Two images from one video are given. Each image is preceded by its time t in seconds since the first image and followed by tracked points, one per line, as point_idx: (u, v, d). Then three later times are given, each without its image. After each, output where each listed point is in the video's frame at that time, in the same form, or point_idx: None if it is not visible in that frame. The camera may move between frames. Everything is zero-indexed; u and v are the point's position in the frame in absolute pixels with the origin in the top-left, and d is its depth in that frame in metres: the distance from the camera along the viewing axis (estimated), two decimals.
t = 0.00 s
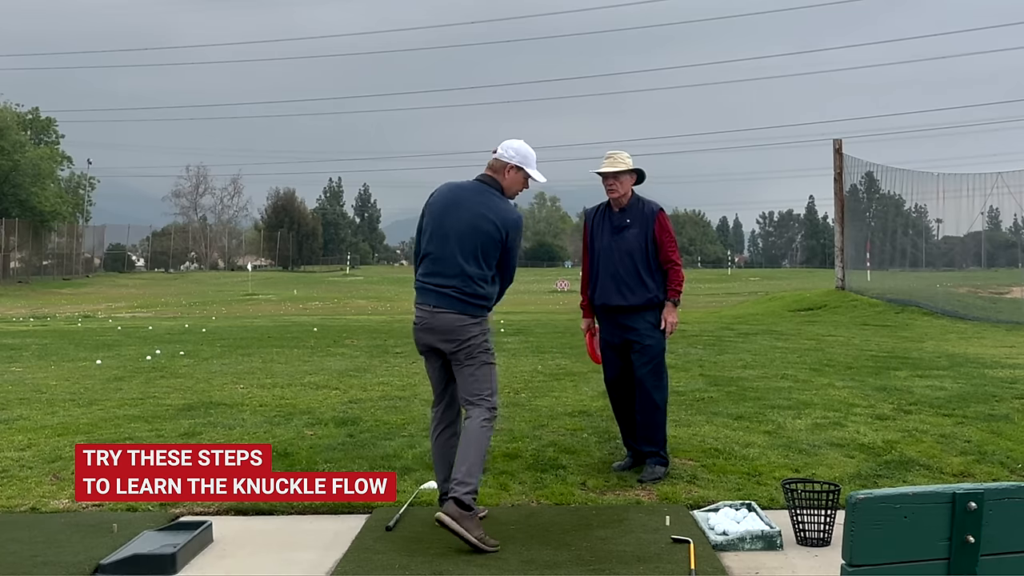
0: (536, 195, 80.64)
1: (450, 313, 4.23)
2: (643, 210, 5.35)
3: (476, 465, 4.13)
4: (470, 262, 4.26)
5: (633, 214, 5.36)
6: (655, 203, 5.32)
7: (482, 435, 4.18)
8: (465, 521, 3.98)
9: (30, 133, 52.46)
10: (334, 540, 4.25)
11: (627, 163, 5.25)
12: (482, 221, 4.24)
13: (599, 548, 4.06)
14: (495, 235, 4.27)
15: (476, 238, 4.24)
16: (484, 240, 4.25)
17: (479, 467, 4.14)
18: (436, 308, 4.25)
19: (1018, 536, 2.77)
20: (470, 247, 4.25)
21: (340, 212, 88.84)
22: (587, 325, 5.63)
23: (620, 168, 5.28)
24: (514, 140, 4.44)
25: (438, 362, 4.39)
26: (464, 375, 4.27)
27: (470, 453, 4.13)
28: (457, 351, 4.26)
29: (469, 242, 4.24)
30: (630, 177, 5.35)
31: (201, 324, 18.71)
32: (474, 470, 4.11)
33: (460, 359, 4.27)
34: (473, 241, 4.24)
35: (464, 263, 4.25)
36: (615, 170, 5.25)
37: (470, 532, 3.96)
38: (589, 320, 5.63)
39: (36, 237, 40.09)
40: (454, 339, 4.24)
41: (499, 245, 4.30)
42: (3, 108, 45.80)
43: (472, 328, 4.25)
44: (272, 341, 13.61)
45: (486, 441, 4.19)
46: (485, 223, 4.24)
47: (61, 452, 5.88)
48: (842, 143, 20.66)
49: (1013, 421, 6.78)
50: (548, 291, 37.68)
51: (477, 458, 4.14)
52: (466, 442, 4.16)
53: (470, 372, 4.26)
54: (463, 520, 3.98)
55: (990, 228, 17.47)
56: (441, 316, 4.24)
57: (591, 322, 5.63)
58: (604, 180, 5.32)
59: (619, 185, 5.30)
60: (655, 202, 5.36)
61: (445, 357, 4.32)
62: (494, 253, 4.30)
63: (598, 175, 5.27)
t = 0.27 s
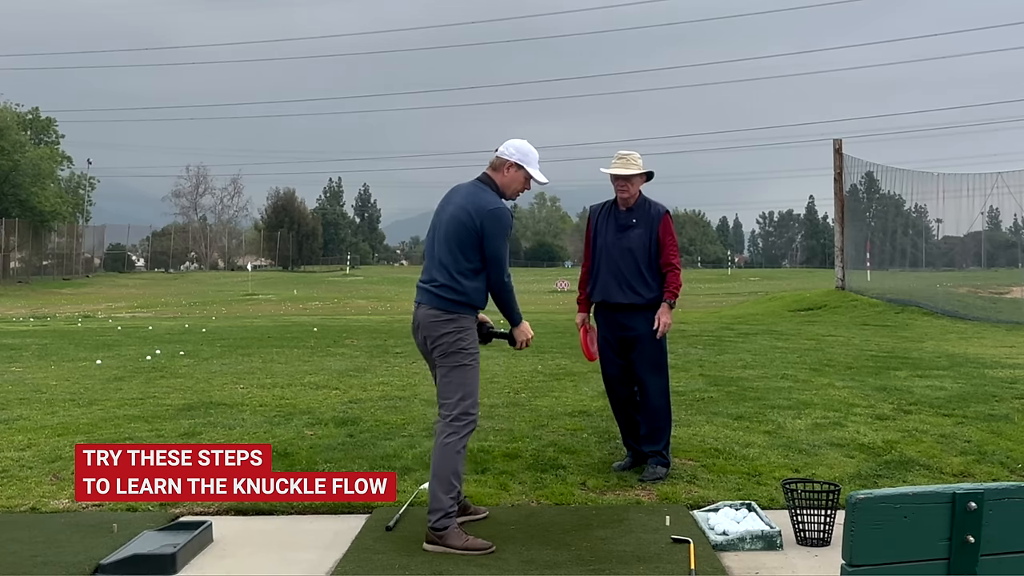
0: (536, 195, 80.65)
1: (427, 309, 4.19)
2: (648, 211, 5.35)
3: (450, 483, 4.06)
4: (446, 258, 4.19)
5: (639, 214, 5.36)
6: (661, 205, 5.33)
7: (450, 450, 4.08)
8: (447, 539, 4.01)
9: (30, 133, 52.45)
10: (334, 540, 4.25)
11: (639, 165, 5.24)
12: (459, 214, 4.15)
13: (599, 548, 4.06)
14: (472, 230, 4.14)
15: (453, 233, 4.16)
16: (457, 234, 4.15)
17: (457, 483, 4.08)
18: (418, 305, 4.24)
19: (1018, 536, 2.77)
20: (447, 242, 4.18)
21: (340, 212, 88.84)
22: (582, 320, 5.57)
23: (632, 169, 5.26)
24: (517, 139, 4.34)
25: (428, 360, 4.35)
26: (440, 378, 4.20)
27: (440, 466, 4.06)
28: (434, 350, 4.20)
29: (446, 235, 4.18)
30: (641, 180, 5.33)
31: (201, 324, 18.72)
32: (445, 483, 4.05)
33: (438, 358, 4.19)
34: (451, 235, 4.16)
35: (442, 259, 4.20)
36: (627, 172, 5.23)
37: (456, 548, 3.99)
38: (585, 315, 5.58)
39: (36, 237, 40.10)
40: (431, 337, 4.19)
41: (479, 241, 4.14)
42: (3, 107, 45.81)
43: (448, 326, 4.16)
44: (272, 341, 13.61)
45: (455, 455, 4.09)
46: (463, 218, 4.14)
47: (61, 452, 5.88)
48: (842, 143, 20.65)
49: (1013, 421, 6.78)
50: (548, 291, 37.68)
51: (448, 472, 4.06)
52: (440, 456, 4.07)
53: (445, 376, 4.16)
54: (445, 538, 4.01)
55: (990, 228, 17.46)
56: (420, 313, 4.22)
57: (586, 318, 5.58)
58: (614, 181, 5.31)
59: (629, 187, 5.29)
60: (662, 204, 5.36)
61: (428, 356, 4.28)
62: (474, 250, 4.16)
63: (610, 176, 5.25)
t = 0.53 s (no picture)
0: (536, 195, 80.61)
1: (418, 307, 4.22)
2: (653, 212, 5.35)
3: (451, 484, 4.06)
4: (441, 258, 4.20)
5: (644, 214, 5.36)
6: (667, 206, 5.33)
7: (452, 451, 4.08)
8: (448, 538, 4.01)
9: (30, 133, 52.44)
10: (334, 540, 4.25)
11: (646, 165, 5.23)
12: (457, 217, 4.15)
13: (599, 548, 4.06)
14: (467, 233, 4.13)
15: (450, 235, 4.15)
16: (453, 235, 4.14)
17: (458, 485, 4.08)
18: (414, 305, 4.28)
19: (1017, 536, 2.77)
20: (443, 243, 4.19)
21: (340, 212, 88.84)
22: (580, 317, 5.55)
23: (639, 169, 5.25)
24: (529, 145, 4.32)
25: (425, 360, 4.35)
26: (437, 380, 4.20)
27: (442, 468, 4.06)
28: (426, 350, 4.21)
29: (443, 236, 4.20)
30: (648, 180, 5.33)
31: (201, 324, 18.71)
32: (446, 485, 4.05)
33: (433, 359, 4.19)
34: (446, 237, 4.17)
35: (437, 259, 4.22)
36: (635, 172, 5.21)
37: (458, 548, 3.99)
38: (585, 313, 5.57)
39: (36, 237, 40.08)
40: (422, 337, 4.21)
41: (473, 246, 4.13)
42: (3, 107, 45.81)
43: (440, 327, 4.16)
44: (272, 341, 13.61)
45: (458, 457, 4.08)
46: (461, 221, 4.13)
47: (61, 452, 5.88)
48: (842, 143, 20.64)
49: (1013, 421, 6.78)
50: (548, 291, 37.68)
51: (449, 474, 4.06)
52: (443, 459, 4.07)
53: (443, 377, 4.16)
54: (446, 537, 4.01)
55: (990, 228, 17.46)
56: (414, 313, 4.25)
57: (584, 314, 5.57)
58: (621, 180, 5.29)
59: (636, 187, 5.28)
60: (667, 205, 5.37)
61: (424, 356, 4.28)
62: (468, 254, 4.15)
63: (618, 175, 5.24)
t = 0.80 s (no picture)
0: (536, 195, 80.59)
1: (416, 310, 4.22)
2: (657, 211, 5.35)
3: (461, 483, 4.08)
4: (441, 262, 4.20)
5: (647, 214, 5.36)
6: (670, 206, 5.33)
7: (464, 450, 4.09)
8: (449, 535, 4.01)
9: (30, 133, 52.43)
10: (334, 540, 4.25)
11: (650, 166, 5.23)
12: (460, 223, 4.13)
13: (599, 548, 4.06)
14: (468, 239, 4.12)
15: (451, 241, 4.15)
16: (455, 241, 4.13)
17: (467, 484, 4.09)
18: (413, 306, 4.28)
19: (1018, 536, 2.77)
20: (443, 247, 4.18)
21: (340, 212, 88.85)
22: (584, 318, 5.54)
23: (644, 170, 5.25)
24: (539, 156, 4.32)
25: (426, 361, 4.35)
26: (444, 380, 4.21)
27: (453, 467, 4.07)
28: (427, 352, 4.21)
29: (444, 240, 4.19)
30: (651, 181, 5.33)
31: (201, 324, 18.71)
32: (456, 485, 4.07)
33: (436, 360, 4.20)
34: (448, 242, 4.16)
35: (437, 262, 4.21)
36: (639, 173, 5.22)
37: (462, 545, 3.99)
38: (586, 312, 5.57)
39: (36, 237, 40.08)
40: (421, 339, 4.21)
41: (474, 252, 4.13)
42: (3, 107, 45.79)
43: (439, 329, 4.17)
44: (272, 341, 13.60)
45: (472, 457, 4.10)
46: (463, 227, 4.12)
47: (61, 452, 5.88)
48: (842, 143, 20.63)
49: (1013, 421, 6.78)
50: (547, 291, 37.67)
51: (458, 473, 4.08)
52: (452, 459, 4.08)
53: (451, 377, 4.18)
54: (448, 534, 4.01)
55: (990, 228, 17.45)
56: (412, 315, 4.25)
57: (587, 314, 5.57)
58: (625, 180, 5.29)
59: (640, 187, 5.28)
60: (670, 205, 5.37)
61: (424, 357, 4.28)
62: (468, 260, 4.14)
63: (622, 175, 5.24)
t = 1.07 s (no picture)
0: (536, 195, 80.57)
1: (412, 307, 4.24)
2: (658, 211, 5.35)
3: (455, 486, 4.07)
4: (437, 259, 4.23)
5: (649, 214, 5.36)
6: (672, 206, 5.34)
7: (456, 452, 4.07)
8: (448, 538, 4.01)
9: (31, 133, 52.43)
10: (334, 540, 4.25)
11: (652, 166, 5.23)
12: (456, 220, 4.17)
13: (599, 548, 4.06)
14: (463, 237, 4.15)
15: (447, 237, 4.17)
16: (450, 235, 4.17)
17: (462, 487, 4.08)
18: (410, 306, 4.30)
19: (1017, 535, 2.77)
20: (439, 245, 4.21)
21: (340, 212, 88.84)
22: (584, 318, 5.54)
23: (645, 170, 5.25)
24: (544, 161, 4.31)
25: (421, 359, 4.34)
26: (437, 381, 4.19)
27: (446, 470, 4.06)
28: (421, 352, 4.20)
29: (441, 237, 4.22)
30: (653, 181, 5.33)
31: (200, 324, 18.71)
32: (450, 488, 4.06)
33: (430, 360, 4.19)
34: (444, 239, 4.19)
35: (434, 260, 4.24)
36: (641, 172, 5.21)
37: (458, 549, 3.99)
38: (586, 312, 5.56)
39: (36, 237, 40.08)
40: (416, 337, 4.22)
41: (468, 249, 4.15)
42: (3, 107, 45.78)
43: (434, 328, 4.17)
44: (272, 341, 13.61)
45: (464, 459, 4.07)
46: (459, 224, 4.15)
47: (61, 452, 5.88)
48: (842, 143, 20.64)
49: (1013, 421, 6.78)
50: (547, 291, 37.69)
51: (451, 476, 4.06)
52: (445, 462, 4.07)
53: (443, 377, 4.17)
54: (446, 537, 4.01)
55: (990, 228, 17.46)
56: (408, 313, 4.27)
57: (586, 315, 5.56)
58: (626, 179, 5.29)
59: (642, 187, 5.28)
60: (672, 205, 5.37)
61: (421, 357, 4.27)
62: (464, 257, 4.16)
63: (624, 174, 5.24)
